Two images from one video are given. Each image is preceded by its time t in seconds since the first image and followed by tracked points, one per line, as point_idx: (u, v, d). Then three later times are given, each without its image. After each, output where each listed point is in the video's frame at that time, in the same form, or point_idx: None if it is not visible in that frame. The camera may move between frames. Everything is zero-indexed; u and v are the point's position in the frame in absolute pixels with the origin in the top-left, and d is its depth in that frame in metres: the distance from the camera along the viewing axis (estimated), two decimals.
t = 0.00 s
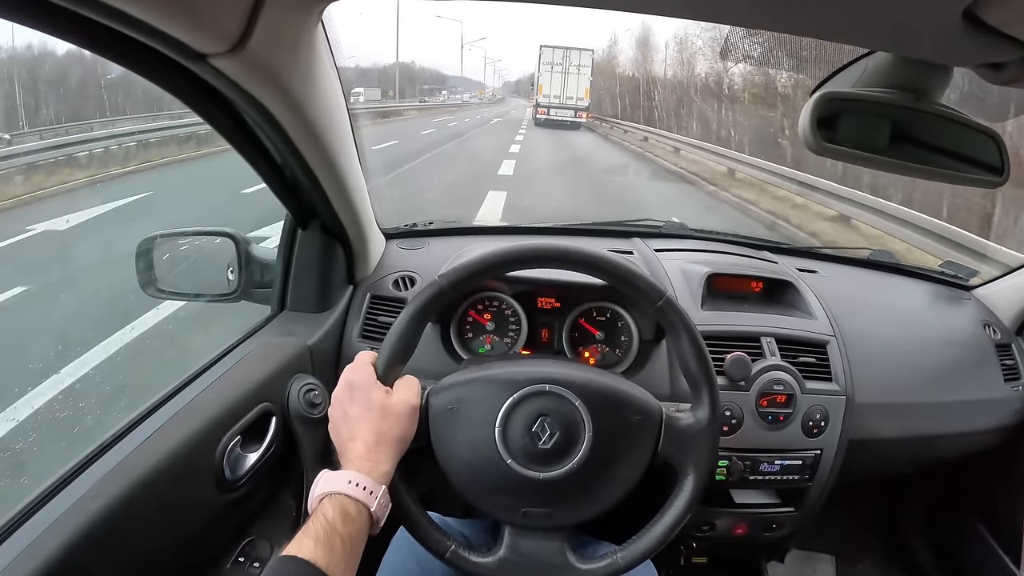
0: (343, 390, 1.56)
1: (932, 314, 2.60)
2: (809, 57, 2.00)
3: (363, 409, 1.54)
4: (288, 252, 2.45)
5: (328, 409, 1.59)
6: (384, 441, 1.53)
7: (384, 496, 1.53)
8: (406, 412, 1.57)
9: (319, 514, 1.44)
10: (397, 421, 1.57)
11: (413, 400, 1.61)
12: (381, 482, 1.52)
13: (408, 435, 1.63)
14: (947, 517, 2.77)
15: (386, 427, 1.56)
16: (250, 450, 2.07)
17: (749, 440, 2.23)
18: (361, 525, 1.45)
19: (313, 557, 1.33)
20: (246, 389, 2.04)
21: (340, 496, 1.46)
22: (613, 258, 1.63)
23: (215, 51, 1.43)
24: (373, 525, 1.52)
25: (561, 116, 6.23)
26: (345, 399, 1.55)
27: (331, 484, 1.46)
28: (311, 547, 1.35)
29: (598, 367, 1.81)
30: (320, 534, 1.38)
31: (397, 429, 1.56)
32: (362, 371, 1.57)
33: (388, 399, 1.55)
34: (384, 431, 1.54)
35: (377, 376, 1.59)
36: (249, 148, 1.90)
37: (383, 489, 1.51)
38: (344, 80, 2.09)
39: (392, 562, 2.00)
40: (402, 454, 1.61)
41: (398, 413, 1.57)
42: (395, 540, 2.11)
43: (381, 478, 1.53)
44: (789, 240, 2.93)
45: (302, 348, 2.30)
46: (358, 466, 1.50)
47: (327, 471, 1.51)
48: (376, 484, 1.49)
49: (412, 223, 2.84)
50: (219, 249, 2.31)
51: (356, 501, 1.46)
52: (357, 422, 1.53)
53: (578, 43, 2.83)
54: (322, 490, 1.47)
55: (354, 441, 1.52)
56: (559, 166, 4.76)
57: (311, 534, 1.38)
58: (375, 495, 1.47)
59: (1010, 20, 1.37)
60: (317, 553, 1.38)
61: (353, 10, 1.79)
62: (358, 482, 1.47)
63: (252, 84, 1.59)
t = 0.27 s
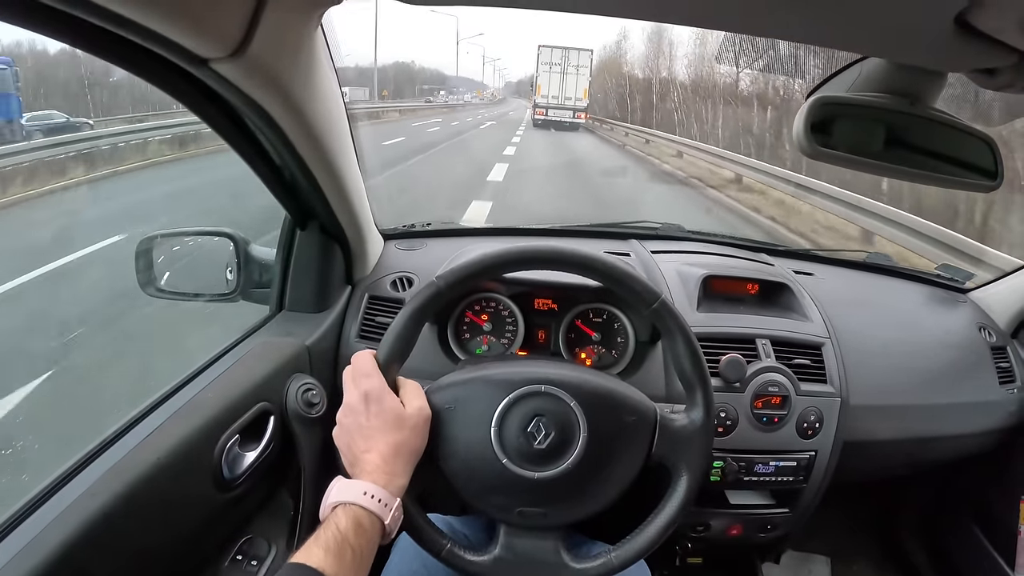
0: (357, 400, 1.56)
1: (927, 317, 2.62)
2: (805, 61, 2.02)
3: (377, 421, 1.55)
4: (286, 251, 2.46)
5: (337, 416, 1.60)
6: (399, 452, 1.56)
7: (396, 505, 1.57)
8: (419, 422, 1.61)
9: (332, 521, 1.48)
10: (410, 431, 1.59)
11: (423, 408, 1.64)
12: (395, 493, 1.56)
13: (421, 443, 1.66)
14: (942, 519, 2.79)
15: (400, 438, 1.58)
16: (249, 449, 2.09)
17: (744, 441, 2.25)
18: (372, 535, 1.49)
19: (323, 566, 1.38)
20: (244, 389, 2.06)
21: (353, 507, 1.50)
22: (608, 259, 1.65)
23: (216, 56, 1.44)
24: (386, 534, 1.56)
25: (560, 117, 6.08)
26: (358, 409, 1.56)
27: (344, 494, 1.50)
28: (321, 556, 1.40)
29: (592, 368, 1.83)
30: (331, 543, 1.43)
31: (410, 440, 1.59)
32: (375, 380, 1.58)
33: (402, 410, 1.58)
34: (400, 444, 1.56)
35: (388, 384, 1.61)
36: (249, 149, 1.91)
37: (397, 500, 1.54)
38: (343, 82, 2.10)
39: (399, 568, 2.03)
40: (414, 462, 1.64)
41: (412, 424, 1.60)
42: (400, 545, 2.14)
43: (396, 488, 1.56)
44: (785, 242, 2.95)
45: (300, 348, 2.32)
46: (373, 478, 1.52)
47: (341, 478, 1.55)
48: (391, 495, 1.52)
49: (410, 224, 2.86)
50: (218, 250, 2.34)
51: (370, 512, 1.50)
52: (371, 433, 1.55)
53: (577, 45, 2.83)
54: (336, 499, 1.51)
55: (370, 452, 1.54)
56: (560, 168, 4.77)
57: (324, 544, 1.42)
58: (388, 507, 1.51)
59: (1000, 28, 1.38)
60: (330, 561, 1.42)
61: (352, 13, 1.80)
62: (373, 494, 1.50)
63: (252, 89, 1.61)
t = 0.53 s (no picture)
0: (361, 399, 1.55)
1: (930, 317, 2.61)
2: (809, 59, 2.01)
3: (380, 420, 1.54)
4: (287, 249, 2.44)
5: (339, 414, 1.58)
6: (402, 452, 1.54)
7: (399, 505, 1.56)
8: (421, 421, 1.59)
9: (336, 522, 1.46)
10: (413, 431, 1.58)
11: (426, 407, 1.63)
12: (398, 493, 1.54)
13: (424, 443, 1.65)
14: (943, 519, 2.78)
15: (403, 437, 1.57)
16: (249, 448, 2.07)
17: (746, 441, 2.24)
18: (375, 534, 1.47)
19: (327, 566, 1.36)
20: (245, 387, 2.04)
21: (356, 507, 1.48)
22: (613, 257, 1.64)
23: (220, 47, 1.43)
24: (388, 534, 1.54)
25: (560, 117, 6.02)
26: (361, 408, 1.55)
27: (347, 493, 1.48)
28: (325, 556, 1.38)
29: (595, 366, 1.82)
30: (335, 543, 1.42)
31: (413, 439, 1.58)
32: (378, 379, 1.56)
33: (406, 410, 1.57)
34: (402, 443, 1.55)
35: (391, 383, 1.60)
36: (250, 145, 1.90)
37: (399, 500, 1.53)
38: (346, 78, 2.09)
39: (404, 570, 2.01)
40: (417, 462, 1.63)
41: (415, 423, 1.59)
42: (409, 553, 2.11)
43: (398, 488, 1.54)
44: (787, 241, 2.94)
45: (301, 346, 2.30)
46: (376, 478, 1.51)
47: (343, 477, 1.53)
48: (394, 495, 1.51)
49: (411, 222, 2.85)
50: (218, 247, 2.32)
51: (373, 512, 1.48)
52: (374, 432, 1.53)
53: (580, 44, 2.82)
54: (338, 498, 1.49)
55: (373, 452, 1.52)
56: (560, 168, 4.76)
57: (327, 544, 1.41)
58: (392, 507, 1.50)
59: (1009, 24, 1.37)
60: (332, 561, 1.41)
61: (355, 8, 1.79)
62: (376, 493, 1.49)
63: (255, 81, 1.59)
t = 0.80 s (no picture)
0: (357, 397, 1.56)
1: (925, 316, 2.62)
2: (804, 61, 2.02)
3: (376, 417, 1.55)
4: (285, 248, 2.45)
5: (336, 411, 1.60)
6: (398, 449, 1.56)
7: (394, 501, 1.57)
8: (417, 418, 1.61)
9: (332, 518, 1.48)
10: (409, 428, 1.59)
11: (422, 404, 1.64)
12: (393, 489, 1.56)
13: (419, 440, 1.66)
14: (939, 518, 2.80)
15: (398, 434, 1.58)
16: (246, 445, 2.09)
17: (741, 440, 2.26)
18: (372, 531, 1.49)
19: (323, 561, 1.39)
20: (242, 386, 2.06)
21: (352, 503, 1.50)
22: (608, 257, 1.65)
23: (216, 50, 1.44)
24: (384, 531, 1.56)
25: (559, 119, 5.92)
26: (357, 405, 1.56)
27: (343, 490, 1.50)
28: (322, 551, 1.40)
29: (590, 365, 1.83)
30: (332, 539, 1.43)
31: (409, 436, 1.59)
32: (374, 376, 1.58)
33: (402, 407, 1.58)
34: (397, 440, 1.56)
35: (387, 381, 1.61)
36: (247, 146, 1.91)
37: (395, 496, 1.55)
38: (343, 78, 2.09)
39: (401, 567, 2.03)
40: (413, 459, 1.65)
41: (411, 420, 1.60)
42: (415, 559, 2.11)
43: (394, 484, 1.56)
44: (783, 241, 2.95)
45: (298, 345, 2.31)
46: (372, 473, 1.52)
47: (339, 475, 1.55)
48: (390, 492, 1.52)
49: (409, 221, 2.86)
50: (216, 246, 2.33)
51: (369, 508, 1.50)
52: (370, 429, 1.54)
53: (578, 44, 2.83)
54: (334, 495, 1.51)
55: (369, 448, 1.54)
56: (559, 167, 4.77)
57: (324, 539, 1.43)
58: (387, 503, 1.51)
59: (1001, 26, 1.38)
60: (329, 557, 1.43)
61: (352, 9, 1.80)
62: (372, 490, 1.50)
63: (252, 83, 1.61)
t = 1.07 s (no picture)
0: (349, 398, 1.54)
1: (926, 318, 2.60)
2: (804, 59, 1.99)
3: (369, 419, 1.52)
4: (279, 248, 2.43)
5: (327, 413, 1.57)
6: (391, 451, 1.53)
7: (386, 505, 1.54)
8: (410, 420, 1.58)
9: (323, 521, 1.45)
10: (402, 430, 1.57)
11: (416, 406, 1.61)
12: (385, 492, 1.53)
13: (413, 442, 1.63)
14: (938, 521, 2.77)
15: (391, 436, 1.55)
16: (238, 447, 2.06)
17: (740, 442, 2.23)
18: (363, 534, 1.46)
19: (313, 565, 1.35)
20: (234, 387, 2.03)
21: (344, 505, 1.47)
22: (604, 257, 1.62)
23: (202, 44, 1.41)
24: (375, 535, 1.53)
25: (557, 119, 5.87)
26: (350, 407, 1.53)
27: (334, 492, 1.47)
28: (313, 555, 1.37)
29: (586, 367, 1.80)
30: (322, 542, 1.40)
31: (402, 438, 1.57)
32: (367, 377, 1.55)
33: (395, 408, 1.55)
34: (390, 443, 1.53)
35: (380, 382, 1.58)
36: (239, 143, 1.88)
37: (387, 499, 1.52)
38: (337, 76, 2.07)
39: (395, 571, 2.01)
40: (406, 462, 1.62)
41: (404, 422, 1.57)
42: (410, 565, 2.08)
43: (386, 487, 1.53)
44: (782, 242, 2.93)
45: (292, 346, 2.29)
46: (364, 476, 1.50)
47: (331, 477, 1.52)
48: (382, 494, 1.49)
49: (405, 221, 2.84)
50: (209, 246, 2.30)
51: (360, 511, 1.47)
52: (362, 431, 1.52)
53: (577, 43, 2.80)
54: (325, 497, 1.48)
55: (361, 450, 1.51)
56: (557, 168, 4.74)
57: (314, 543, 1.40)
58: (379, 506, 1.48)
59: (1007, 22, 1.36)
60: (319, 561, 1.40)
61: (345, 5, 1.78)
62: (364, 492, 1.47)
63: (240, 79, 1.58)
